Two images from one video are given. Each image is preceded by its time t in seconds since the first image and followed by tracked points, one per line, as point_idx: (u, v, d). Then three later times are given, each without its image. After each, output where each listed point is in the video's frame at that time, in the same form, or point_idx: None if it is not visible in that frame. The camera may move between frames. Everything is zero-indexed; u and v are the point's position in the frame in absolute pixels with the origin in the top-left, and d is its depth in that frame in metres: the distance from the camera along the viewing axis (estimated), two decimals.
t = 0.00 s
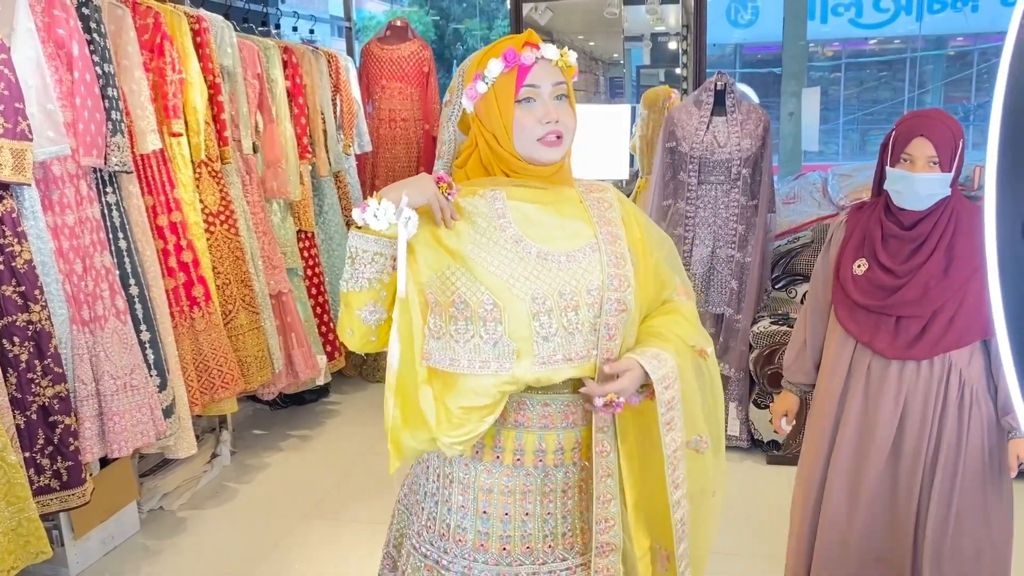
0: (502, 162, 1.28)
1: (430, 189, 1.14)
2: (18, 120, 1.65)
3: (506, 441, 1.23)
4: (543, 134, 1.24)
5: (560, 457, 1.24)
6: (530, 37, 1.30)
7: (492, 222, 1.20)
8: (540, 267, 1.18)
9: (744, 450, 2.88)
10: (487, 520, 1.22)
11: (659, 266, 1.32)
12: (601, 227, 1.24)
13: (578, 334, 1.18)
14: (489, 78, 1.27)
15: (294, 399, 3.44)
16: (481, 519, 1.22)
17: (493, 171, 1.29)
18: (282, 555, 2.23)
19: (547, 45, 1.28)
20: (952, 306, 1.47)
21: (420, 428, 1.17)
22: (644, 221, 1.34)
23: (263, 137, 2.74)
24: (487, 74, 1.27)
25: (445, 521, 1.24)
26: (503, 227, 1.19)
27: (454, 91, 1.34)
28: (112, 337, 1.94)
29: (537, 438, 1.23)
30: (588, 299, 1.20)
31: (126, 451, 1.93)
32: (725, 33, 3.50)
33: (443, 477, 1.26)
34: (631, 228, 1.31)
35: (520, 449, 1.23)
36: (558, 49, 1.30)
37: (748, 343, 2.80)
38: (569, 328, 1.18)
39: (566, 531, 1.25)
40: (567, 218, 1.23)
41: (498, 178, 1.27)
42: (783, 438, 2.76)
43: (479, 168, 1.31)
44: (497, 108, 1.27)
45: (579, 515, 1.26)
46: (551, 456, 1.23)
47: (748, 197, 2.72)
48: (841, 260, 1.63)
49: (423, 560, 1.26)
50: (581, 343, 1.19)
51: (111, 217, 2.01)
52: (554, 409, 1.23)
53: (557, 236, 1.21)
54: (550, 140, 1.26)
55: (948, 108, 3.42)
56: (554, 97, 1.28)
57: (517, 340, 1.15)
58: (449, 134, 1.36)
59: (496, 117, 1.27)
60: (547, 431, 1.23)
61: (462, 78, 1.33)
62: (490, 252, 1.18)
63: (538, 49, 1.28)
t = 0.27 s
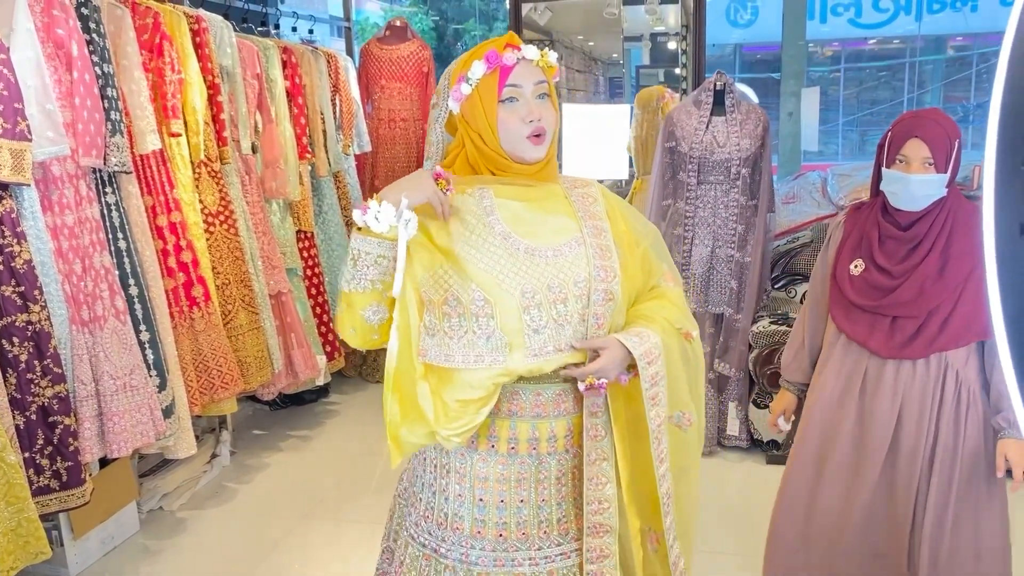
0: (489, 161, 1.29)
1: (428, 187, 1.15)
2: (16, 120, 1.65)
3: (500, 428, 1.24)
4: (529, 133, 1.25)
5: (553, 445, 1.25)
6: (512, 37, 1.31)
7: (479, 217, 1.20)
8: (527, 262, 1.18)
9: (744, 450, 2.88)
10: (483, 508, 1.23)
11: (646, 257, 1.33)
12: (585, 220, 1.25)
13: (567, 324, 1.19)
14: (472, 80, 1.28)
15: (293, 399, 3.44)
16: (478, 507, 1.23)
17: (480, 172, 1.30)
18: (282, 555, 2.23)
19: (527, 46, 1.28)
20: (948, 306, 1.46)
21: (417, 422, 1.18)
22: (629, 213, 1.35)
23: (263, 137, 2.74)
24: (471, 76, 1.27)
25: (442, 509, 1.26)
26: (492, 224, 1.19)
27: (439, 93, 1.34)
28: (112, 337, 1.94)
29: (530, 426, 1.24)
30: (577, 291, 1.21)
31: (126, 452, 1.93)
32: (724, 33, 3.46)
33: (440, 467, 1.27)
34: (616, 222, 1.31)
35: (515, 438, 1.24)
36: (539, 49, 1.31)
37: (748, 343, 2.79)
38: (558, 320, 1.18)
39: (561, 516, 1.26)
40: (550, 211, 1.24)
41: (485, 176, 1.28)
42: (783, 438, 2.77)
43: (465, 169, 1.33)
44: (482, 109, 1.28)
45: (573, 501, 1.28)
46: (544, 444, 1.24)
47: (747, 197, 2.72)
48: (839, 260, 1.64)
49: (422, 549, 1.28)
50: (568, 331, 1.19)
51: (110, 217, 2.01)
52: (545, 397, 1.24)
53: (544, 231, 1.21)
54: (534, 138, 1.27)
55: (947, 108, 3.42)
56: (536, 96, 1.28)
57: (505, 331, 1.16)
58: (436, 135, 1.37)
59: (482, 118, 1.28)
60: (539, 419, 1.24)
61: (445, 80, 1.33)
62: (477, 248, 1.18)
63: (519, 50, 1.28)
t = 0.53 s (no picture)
0: (469, 158, 1.42)
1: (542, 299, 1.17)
2: (16, 120, 1.65)
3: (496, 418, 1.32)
4: (504, 129, 1.39)
5: (533, 429, 1.34)
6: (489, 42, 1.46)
7: (456, 216, 1.33)
8: (505, 258, 1.30)
9: (744, 450, 2.88)
10: (470, 490, 1.32)
11: (622, 250, 1.43)
12: (558, 213, 1.37)
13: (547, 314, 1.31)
14: (451, 82, 1.43)
15: (294, 399, 3.44)
16: (464, 490, 1.32)
17: (461, 171, 1.43)
18: (282, 554, 2.24)
19: (502, 49, 1.43)
20: (944, 305, 1.46)
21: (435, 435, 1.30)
22: (603, 206, 1.45)
23: (263, 138, 2.74)
24: (451, 79, 1.43)
25: (434, 494, 1.35)
26: (469, 226, 1.32)
27: (424, 98, 1.50)
28: (112, 337, 1.94)
29: (511, 411, 1.33)
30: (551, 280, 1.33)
31: (126, 452, 1.93)
32: (724, 33, 3.45)
33: (430, 454, 1.36)
34: (593, 215, 1.43)
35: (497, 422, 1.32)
36: (514, 52, 1.45)
37: (748, 342, 2.79)
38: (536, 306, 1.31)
39: (545, 497, 1.34)
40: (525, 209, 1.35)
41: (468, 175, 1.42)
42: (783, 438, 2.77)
43: (447, 169, 1.46)
44: (462, 109, 1.43)
45: (555, 483, 1.36)
46: (525, 429, 1.33)
47: (747, 197, 2.72)
48: (838, 261, 1.64)
49: (417, 532, 1.37)
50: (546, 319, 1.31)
51: (111, 217, 2.01)
52: (525, 382, 1.33)
53: (521, 227, 1.34)
54: (510, 134, 1.40)
55: (947, 107, 3.42)
56: (512, 94, 1.43)
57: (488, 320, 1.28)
58: (421, 136, 1.51)
59: (461, 118, 1.42)
60: (520, 403, 1.33)
61: (430, 86, 1.48)
62: (455, 246, 1.31)
63: (494, 53, 1.43)
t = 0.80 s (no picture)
0: (457, 157, 1.44)
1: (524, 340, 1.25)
2: (17, 120, 1.65)
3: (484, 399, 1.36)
4: (490, 127, 1.41)
5: (522, 413, 1.36)
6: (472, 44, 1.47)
7: (444, 214, 1.35)
8: (492, 252, 1.33)
9: (745, 449, 2.88)
10: (462, 474, 1.35)
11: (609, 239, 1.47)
12: (543, 208, 1.39)
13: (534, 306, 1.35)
14: (439, 83, 1.45)
15: (294, 398, 3.44)
16: (456, 474, 1.35)
17: (451, 169, 1.45)
18: (282, 553, 2.24)
19: (486, 49, 1.44)
20: (943, 304, 1.46)
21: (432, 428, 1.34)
22: (586, 197, 1.48)
23: (263, 137, 2.75)
24: (437, 80, 1.45)
25: (429, 479, 1.38)
26: (455, 222, 1.34)
27: (412, 100, 1.52)
28: (112, 337, 1.94)
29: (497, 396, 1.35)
30: (538, 273, 1.35)
31: (126, 451, 1.93)
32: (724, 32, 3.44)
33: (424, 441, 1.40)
34: (578, 208, 1.46)
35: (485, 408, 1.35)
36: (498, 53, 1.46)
37: (749, 342, 2.79)
38: (523, 301, 1.34)
39: (535, 479, 1.37)
40: (511, 204, 1.38)
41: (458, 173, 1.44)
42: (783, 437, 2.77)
43: (437, 168, 1.47)
44: (449, 109, 1.44)
45: (547, 466, 1.38)
46: (513, 413, 1.36)
47: (747, 197, 2.72)
48: (837, 259, 1.64)
49: (415, 517, 1.41)
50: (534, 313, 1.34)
51: (111, 216, 2.01)
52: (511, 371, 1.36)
53: (506, 222, 1.36)
54: (496, 132, 1.42)
55: (948, 106, 3.42)
56: (497, 93, 1.44)
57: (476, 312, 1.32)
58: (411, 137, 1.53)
59: (449, 118, 1.44)
60: (506, 390, 1.35)
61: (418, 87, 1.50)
62: (443, 243, 1.34)
63: (478, 53, 1.44)
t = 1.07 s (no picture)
0: (455, 152, 1.46)
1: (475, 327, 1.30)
2: (18, 119, 1.65)
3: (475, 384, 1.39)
4: (485, 123, 1.42)
5: (515, 403, 1.40)
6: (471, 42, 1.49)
7: (440, 207, 1.39)
8: (488, 247, 1.37)
9: (746, 448, 2.88)
10: (455, 462, 1.39)
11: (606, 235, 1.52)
12: (539, 205, 1.42)
13: (527, 300, 1.38)
14: (436, 80, 1.46)
15: (296, 397, 3.45)
16: (451, 462, 1.39)
17: (448, 164, 1.47)
18: (283, 551, 2.24)
19: (483, 47, 1.45)
20: (943, 304, 1.45)
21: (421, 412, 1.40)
22: (582, 195, 1.51)
23: (264, 136, 2.75)
24: (435, 76, 1.46)
25: (425, 468, 1.43)
26: (452, 217, 1.38)
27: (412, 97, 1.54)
28: (114, 336, 1.94)
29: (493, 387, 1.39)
30: (533, 269, 1.39)
31: (128, 450, 1.93)
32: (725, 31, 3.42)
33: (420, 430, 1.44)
34: (574, 206, 1.49)
35: (479, 398, 1.39)
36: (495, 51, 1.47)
37: (750, 340, 2.78)
38: (515, 295, 1.37)
39: (526, 467, 1.41)
40: (506, 200, 1.41)
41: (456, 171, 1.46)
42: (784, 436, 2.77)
43: (434, 162, 1.49)
44: (446, 105, 1.46)
45: (539, 454, 1.43)
46: (506, 403, 1.39)
47: (748, 195, 2.71)
48: (839, 257, 1.64)
49: (412, 506, 1.46)
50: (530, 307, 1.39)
51: (113, 215, 2.01)
52: (505, 362, 1.39)
53: (498, 219, 1.39)
54: (491, 128, 1.43)
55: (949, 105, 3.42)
56: (493, 90, 1.45)
57: (469, 304, 1.37)
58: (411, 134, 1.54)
59: (446, 113, 1.46)
60: (500, 380, 1.39)
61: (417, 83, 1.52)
62: (438, 238, 1.38)
63: (476, 51, 1.45)
